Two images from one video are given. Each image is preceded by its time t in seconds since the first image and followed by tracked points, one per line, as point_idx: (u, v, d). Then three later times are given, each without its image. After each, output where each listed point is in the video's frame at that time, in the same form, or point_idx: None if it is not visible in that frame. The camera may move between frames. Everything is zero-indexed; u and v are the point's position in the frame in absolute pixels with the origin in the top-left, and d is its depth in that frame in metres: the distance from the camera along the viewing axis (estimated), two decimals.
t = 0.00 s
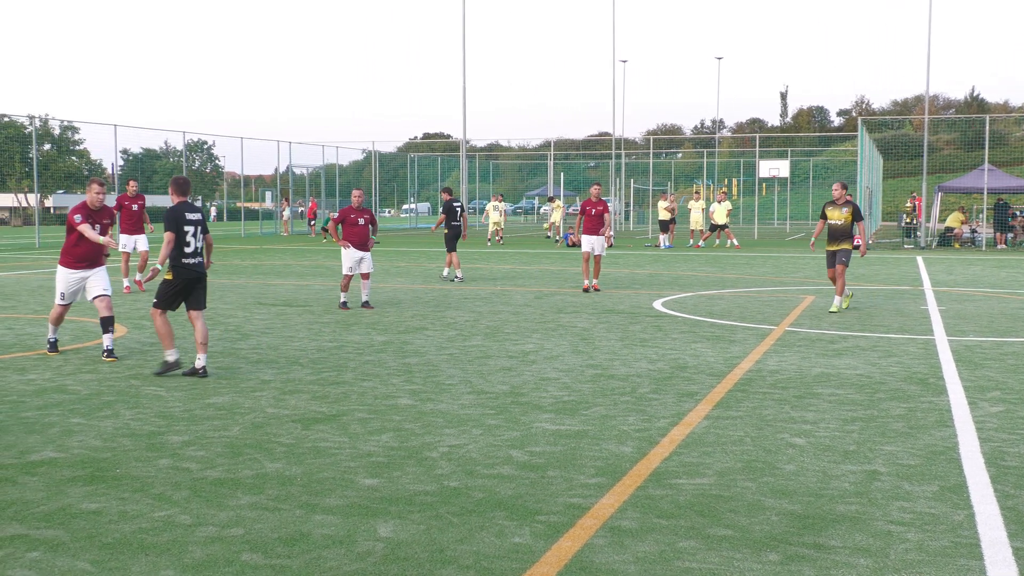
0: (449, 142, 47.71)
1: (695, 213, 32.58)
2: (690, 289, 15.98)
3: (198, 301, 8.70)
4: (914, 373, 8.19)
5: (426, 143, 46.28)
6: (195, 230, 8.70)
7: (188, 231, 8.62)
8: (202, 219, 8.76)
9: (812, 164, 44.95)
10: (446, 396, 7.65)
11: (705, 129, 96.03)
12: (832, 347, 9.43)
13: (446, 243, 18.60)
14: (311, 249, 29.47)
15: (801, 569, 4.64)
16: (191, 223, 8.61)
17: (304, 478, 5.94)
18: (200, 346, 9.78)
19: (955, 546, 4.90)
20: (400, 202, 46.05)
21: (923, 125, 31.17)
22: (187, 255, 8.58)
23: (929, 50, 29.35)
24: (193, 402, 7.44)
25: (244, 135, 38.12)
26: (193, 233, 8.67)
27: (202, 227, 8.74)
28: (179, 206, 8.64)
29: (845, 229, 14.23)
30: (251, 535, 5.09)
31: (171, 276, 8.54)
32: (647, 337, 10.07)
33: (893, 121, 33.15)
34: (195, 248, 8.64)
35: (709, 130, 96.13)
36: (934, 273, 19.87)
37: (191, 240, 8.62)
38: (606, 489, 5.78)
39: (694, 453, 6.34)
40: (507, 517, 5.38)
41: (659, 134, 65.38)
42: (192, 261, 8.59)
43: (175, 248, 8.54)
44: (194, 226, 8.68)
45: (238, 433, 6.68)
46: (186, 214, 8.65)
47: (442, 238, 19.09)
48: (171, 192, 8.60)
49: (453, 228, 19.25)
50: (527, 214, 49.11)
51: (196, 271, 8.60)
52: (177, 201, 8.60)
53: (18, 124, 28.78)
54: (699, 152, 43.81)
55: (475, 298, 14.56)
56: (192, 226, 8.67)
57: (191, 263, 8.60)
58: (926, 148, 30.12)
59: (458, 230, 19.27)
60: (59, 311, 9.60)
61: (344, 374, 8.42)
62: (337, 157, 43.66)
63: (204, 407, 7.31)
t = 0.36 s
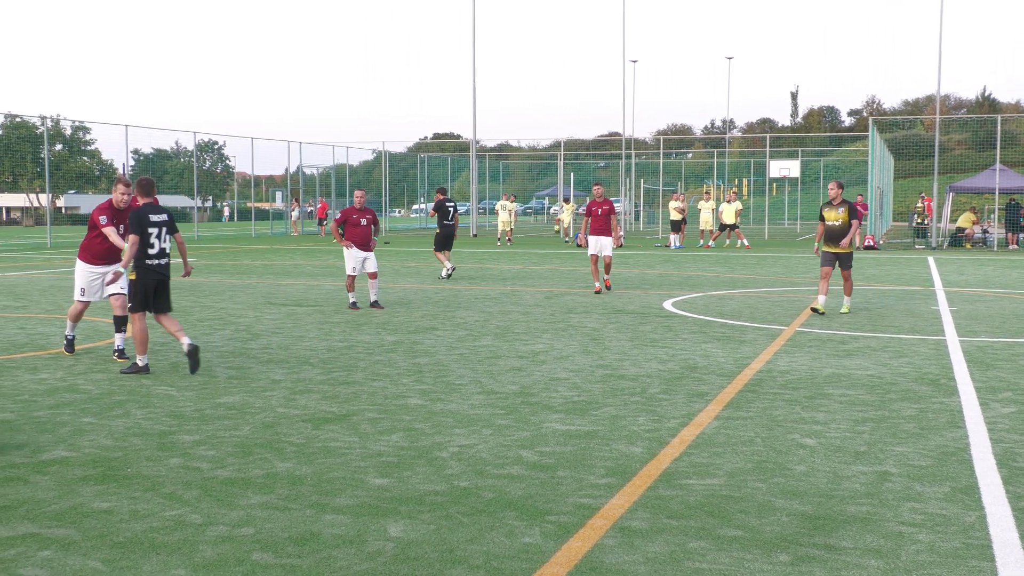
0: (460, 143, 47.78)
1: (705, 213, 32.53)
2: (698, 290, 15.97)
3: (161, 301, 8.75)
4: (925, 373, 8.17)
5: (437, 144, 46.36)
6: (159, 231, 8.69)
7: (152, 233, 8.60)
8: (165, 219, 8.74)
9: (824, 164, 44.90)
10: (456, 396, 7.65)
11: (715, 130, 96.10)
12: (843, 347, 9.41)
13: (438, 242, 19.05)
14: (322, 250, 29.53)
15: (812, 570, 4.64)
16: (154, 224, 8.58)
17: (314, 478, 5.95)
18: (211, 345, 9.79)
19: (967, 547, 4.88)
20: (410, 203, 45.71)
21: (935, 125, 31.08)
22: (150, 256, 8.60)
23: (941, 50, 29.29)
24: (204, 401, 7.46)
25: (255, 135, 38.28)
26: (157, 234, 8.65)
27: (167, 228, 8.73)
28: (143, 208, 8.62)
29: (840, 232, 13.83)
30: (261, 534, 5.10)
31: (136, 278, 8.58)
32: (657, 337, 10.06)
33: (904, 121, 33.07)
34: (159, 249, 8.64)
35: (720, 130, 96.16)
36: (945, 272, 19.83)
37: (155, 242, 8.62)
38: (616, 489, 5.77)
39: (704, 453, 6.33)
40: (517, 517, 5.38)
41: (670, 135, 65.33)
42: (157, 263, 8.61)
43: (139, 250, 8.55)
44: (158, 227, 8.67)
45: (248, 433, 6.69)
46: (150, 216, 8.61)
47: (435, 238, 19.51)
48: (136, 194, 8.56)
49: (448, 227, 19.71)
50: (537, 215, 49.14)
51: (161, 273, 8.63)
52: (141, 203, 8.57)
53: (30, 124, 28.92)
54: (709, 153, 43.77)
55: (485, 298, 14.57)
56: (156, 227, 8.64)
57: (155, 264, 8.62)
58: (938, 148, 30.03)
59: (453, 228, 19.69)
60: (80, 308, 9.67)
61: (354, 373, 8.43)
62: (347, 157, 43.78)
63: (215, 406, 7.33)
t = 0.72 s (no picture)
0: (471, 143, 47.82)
1: (717, 214, 32.52)
2: (710, 290, 15.94)
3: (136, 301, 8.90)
4: (938, 374, 8.15)
5: (449, 143, 46.40)
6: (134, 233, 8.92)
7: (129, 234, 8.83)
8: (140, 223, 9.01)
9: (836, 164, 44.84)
10: (468, 396, 7.66)
11: (727, 130, 95.98)
12: (855, 348, 9.38)
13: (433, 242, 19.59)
14: (334, 250, 29.59)
15: (825, 571, 4.63)
16: (131, 224, 8.86)
17: (326, 477, 5.96)
18: (223, 345, 9.82)
19: (979, 549, 4.87)
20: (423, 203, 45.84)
21: (949, 125, 30.95)
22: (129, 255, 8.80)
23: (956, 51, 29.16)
24: (217, 400, 7.48)
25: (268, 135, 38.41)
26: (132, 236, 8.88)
27: (141, 230, 9.00)
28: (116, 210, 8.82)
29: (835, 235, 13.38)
30: (273, 534, 5.11)
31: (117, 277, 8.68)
32: (669, 338, 10.05)
33: (918, 121, 32.97)
34: (136, 249, 8.87)
35: (732, 130, 95.98)
36: (959, 273, 19.76)
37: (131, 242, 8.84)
38: (628, 489, 5.77)
39: (716, 454, 6.32)
40: (528, 517, 5.38)
41: (681, 135, 65.25)
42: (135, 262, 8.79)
43: (119, 249, 8.73)
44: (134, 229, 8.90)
45: (261, 432, 6.71)
46: (125, 218, 8.86)
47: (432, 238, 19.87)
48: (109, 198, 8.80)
49: (443, 227, 20.13)
50: (548, 215, 49.17)
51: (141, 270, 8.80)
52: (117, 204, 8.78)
53: (44, 125, 28.97)
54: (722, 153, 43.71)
55: (497, 298, 14.57)
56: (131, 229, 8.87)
57: (134, 264, 8.81)
58: (952, 148, 29.92)
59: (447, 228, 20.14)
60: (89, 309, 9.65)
61: (366, 373, 8.44)
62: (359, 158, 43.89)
63: (227, 406, 7.35)
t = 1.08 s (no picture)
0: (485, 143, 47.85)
1: (732, 214, 32.46)
2: (724, 290, 15.91)
3: (115, 299, 9.03)
4: (954, 375, 8.12)
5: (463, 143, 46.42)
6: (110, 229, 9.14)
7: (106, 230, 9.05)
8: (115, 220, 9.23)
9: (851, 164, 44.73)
10: (482, 396, 7.66)
11: (741, 130, 95.81)
12: (870, 349, 9.35)
13: (437, 240, 19.66)
14: (349, 250, 29.66)
15: (840, 571, 4.61)
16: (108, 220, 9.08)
17: (340, 476, 5.97)
18: (238, 344, 9.85)
19: (996, 551, 4.85)
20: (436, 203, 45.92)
21: (965, 125, 30.83)
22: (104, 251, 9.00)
23: (971, 50, 29.05)
24: (231, 399, 7.51)
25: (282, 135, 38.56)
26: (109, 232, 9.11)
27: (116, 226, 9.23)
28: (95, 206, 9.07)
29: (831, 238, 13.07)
30: (288, 533, 5.12)
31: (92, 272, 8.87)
32: (683, 338, 10.03)
33: (934, 121, 32.84)
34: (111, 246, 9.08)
35: (746, 130, 95.83)
36: (975, 274, 19.67)
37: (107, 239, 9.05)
38: (642, 490, 5.77)
39: (731, 454, 6.31)
40: (542, 517, 5.38)
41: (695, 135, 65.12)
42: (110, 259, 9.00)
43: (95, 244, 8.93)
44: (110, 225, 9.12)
45: (275, 431, 6.73)
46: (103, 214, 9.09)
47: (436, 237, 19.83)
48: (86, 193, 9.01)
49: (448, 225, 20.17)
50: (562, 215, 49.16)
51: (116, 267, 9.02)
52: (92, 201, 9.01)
53: (60, 124, 29.13)
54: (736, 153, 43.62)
55: (511, 298, 14.57)
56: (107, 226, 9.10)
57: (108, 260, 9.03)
58: (968, 148, 29.80)
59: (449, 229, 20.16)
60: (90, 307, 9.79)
61: (380, 373, 8.45)
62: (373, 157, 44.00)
63: (242, 405, 7.37)
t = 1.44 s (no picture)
0: (513, 144, 47.87)
1: (761, 214, 32.32)
2: (755, 291, 15.82)
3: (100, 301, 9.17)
4: (988, 378, 8.03)
5: (492, 143, 46.45)
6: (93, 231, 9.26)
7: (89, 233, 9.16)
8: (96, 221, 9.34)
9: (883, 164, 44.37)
10: (511, 396, 7.67)
11: (770, 130, 95.33)
12: (903, 350, 9.27)
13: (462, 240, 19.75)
14: (380, 249, 29.76)
15: (873, 575, 4.58)
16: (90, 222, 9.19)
17: (370, 476, 5.99)
18: (269, 344, 9.91)
19: None
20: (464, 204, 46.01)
21: (999, 125, 30.53)
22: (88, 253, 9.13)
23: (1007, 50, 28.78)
24: (262, 399, 7.56)
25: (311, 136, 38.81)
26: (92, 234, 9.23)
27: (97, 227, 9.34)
28: (74, 207, 9.11)
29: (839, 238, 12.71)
30: (317, 532, 5.14)
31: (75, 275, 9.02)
32: (713, 339, 9.99)
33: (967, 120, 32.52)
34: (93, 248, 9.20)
35: (776, 130, 95.31)
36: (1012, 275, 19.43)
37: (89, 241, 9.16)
38: (672, 491, 5.75)
39: (761, 456, 6.28)
40: (572, 518, 5.37)
41: (724, 136, 64.79)
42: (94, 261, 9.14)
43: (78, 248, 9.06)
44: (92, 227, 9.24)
45: (305, 431, 6.76)
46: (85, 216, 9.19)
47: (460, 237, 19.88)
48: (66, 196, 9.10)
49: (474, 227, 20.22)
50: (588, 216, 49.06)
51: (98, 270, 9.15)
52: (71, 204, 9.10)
53: (93, 125, 29.49)
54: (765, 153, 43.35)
55: (541, 298, 14.58)
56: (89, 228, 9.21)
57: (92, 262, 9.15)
58: (1001, 148, 29.49)
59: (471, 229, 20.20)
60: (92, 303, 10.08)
61: (410, 373, 8.47)
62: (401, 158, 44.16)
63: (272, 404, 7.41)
